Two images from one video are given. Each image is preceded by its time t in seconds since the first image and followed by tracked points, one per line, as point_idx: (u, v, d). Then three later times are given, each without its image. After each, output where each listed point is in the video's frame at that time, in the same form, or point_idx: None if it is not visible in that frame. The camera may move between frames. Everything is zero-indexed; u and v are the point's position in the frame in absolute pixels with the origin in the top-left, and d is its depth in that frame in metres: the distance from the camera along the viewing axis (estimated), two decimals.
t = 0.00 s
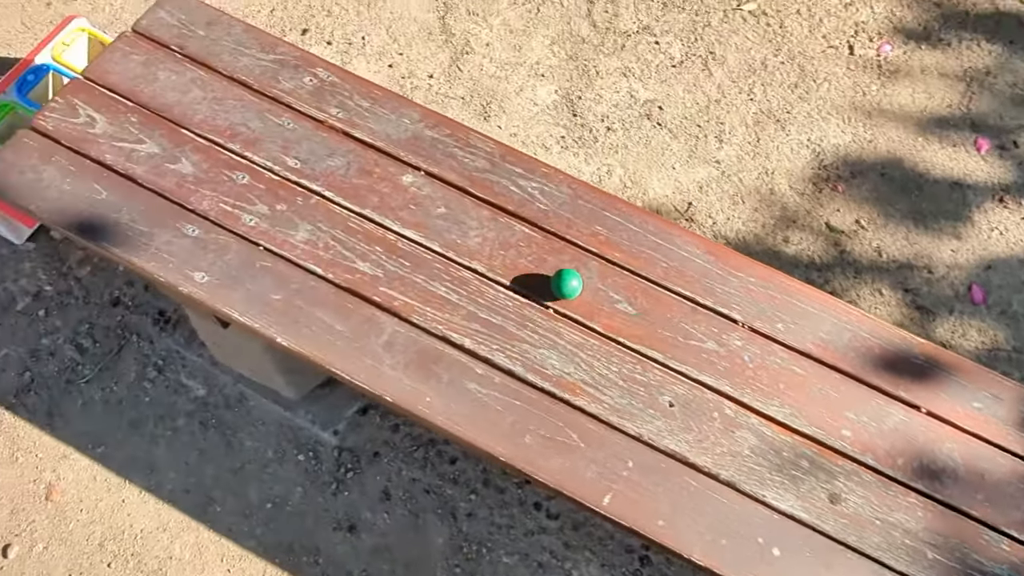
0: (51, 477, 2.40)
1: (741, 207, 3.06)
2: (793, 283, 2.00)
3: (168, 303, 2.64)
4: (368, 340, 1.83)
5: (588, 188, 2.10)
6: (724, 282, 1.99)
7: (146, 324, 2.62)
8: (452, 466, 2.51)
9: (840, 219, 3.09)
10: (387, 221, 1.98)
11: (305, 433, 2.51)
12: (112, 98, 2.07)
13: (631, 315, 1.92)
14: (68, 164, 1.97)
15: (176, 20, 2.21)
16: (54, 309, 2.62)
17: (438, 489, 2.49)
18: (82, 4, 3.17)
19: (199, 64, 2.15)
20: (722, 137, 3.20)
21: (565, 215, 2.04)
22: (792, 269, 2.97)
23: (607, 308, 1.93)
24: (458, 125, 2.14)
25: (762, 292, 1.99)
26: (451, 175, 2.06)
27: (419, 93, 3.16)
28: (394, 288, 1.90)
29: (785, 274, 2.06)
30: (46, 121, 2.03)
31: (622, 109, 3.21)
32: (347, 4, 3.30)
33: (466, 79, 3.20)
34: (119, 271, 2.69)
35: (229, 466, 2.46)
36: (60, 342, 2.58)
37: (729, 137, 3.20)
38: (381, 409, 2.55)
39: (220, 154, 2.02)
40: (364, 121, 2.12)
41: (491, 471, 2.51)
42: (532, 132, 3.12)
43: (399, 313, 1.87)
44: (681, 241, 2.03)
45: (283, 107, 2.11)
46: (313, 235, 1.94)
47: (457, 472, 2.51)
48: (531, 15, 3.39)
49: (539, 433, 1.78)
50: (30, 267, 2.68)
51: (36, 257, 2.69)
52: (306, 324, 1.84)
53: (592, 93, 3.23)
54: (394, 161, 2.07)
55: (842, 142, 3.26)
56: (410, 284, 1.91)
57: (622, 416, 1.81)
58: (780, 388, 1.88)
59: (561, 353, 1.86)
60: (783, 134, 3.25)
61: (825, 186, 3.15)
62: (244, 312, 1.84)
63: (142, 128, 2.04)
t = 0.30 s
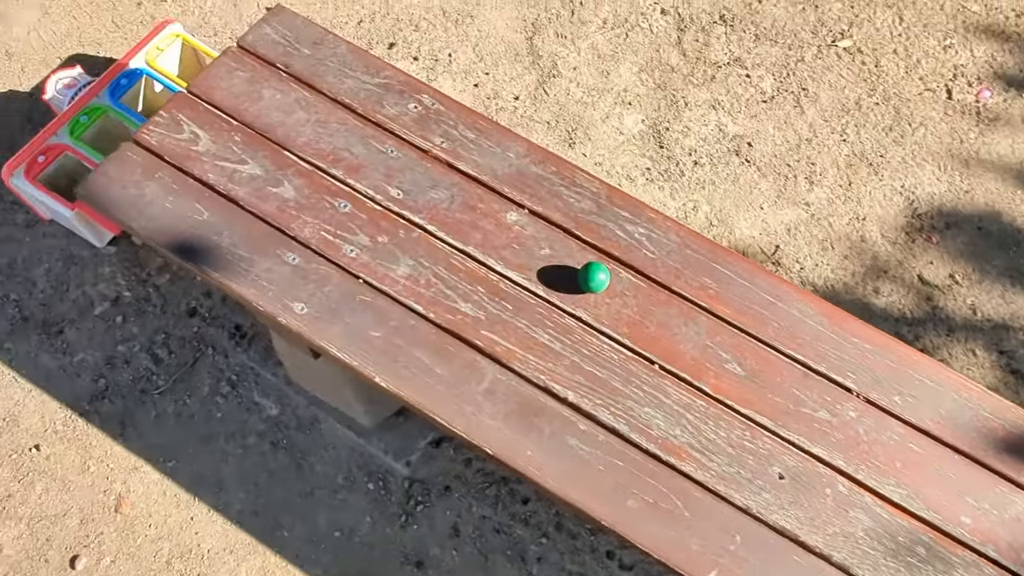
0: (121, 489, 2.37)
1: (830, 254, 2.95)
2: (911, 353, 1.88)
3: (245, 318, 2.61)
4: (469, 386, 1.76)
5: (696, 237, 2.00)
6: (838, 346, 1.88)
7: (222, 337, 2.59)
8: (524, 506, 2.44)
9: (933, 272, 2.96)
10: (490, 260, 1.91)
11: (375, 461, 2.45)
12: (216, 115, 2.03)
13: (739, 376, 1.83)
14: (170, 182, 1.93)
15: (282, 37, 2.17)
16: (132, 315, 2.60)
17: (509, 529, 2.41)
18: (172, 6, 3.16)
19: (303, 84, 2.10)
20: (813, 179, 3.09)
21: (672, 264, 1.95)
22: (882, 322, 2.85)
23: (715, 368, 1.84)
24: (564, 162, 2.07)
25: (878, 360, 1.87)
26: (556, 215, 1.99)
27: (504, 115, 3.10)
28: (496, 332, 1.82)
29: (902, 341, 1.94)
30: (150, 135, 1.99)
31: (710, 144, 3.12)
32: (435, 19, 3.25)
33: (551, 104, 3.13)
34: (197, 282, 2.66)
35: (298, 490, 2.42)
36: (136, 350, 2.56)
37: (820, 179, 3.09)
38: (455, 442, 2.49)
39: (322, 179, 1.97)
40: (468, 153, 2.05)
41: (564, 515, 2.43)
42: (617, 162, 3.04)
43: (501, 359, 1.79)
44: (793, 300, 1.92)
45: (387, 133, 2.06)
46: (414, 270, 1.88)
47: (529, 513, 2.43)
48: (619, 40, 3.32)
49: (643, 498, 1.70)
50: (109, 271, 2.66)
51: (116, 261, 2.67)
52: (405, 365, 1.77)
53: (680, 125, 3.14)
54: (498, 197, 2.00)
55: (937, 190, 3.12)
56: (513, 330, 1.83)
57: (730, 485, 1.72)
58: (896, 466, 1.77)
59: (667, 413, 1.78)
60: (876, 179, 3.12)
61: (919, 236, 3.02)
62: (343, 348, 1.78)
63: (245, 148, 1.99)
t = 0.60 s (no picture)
0: (172, 507, 2.33)
1: (904, 300, 2.84)
2: (1015, 427, 1.77)
3: (302, 336, 2.55)
4: (549, 438, 1.69)
5: (787, 288, 1.90)
6: (937, 415, 1.77)
7: (278, 355, 2.54)
8: (581, 549, 2.36)
9: (1012, 325, 2.83)
10: (573, 303, 1.83)
11: (430, 493, 2.39)
12: (295, 136, 1.97)
13: (832, 442, 1.73)
14: (247, 205, 1.87)
15: (364, 56, 2.10)
16: (189, 328, 2.56)
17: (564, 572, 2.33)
18: (240, 11, 3.12)
19: (384, 107, 2.04)
20: (888, 220, 2.97)
21: (762, 317, 1.85)
22: (957, 375, 2.74)
23: (806, 431, 1.73)
24: (651, 202, 1.98)
25: (979, 433, 1.76)
26: (642, 258, 1.90)
27: (571, 138, 3.02)
28: (579, 381, 1.74)
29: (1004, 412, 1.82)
30: (228, 154, 1.94)
31: (783, 178, 3.01)
32: (503, 36, 3.19)
33: (620, 129, 3.04)
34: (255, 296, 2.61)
35: (351, 519, 2.35)
36: (192, 363, 2.51)
37: (896, 220, 2.97)
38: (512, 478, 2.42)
39: (402, 209, 1.90)
40: (552, 188, 1.97)
41: (622, 561, 2.35)
42: (686, 193, 2.94)
43: (584, 410, 1.71)
44: (889, 362, 1.82)
45: (469, 163, 1.98)
46: (495, 310, 1.80)
47: (586, 556, 2.35)
48: (691, 65, 3.22)
49: (730, 569, 1.61)
50: (168, 280, 2.62)
51: (175, 271, 2.63)
52: (484, 411, 1.70)
53: (752, 157, 3.04)
54: (582, 236, 1.92)
55: (1018, 238, 2.98)
56: (596, 380, 1.75)
57: (821, 560, 1.63)
58: (998, 549, 1.66)
59: (756, 477, 1.68)
60: (954, 223, 2.99)
61: (998, 285, 2.89)
62: (421, 390, 1.71)
63: (323, 172, 1.93)
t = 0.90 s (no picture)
0: (217, 529, 2.27)
1: (980, 349, 2.71)
2: None
3: (356, 357, 2.48)
4: (630, 499, 1.60)
5: (883, 347, 1.79)
6: None
7: (330, 376, 2.46)
8: None
9: None
10: (657, 353, 1.73)
11: (481, 529, 2.31)
12: (370, 160, 1.89)
13: (930, 518, 1.63)
14: (320, 231, 1.79)
15: (442, 78, 2.02)
16: (240, 342, 2.50)
17: None
18: (302, 15, 3.05)
19: (463, 133, 1.95)
20: (964, 264, 2.84)
21: (855, 377, 1.75)
22: None
23: (901, 505, 1.64)
24: (738, 247, 1.88)
25: None
26: (729, 307, 1.80)
27: (637, 162, 2.91)
28: (662, 439, 1.65)
29: None
30: (301, 176, 1.86)
31: (855, 215, 2.89)
32: (570, 52, 3.09)
33: (687, 155, 2.93)
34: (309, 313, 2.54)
35: (399, 552, 2.28)
36: (242, 380, 2.45)
37: (972, 264, 2.84)
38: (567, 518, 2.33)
39: (480, 243, 1.82)
40: (636, 227, 1.88)
41: None
42: (754, 226, 2.83)
43: (667, 470, 1.62)
44: (992, 434, 1.70)
45: (550, 197, 1.89)
46: (575, 356, 1.71)
47: None
48: (762, 90, 3.11)
49: None
50: (220, 292, 2.55)
51: (228, 282, 2.57)
52: (562, 465, 1.61)
53: (823, 190, 2.92)
54: (667, 281, 1.82)
55: None
56: (679, 437, 1.66)
57: None
58: None
59: (848, 553, 1.59)
60: None
61: None
62: (496, 440, 1.62)
63: (398, 200, 1.85)
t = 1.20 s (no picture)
0: (266, 559, 2.19)
1: None
2: None
3: (413, 386, 2.39)
4: None
5: (996, 424, 1.65)
6: None
7: (386, 404, 2.37)
8: None
9: None
10: (755, 420, 1.62)
11: None
12: (454, 193, 1.78)
13: None
14: (401, 269, 1.69)
15: (530, 106, 1.90)
16: (294, 363, 2.41)
17: None
18: (366, 20, 2.94)
19: (551, 168, 1.84)
20: None
21: (967, 457, 1.62)
22: None
23: None
24: (841, 305, 1.76)
25: None
26: (831, 371, 1.68)
27: (709, 191, 2.78)
28: (760, 515, 1.54)
29: None
30: (381, 207, 1.76)
31: (936, 258, 2.75)
32: (642, 71, 2.96)
33: (762, 186, 2.80)
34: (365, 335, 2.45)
35: None
36: (295, 403, 2.36)
37: None
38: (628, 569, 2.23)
39: (568, 289, 1.71)
40: (734, 280, 1.76)
41: None
42: (830, 265, 2.70)
43: (765, 550, 1.51)
44: None
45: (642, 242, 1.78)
46: (668, 419, 1.60)
47: None
48: (841, 121, 2.97)
49: None
50: (276, 309, 2.47)
51: (284, 299, 2.48)
52: (654, 539, 1.51)
53: (903, 230, 2.78)
54: (766, 340, 1.70)
55: None
56: (779, 514, 1.55)
57: None
58: None
59: None
60: None
61: None
62: (585, 508, 1.52)
63: (483, 238, 1.74)
